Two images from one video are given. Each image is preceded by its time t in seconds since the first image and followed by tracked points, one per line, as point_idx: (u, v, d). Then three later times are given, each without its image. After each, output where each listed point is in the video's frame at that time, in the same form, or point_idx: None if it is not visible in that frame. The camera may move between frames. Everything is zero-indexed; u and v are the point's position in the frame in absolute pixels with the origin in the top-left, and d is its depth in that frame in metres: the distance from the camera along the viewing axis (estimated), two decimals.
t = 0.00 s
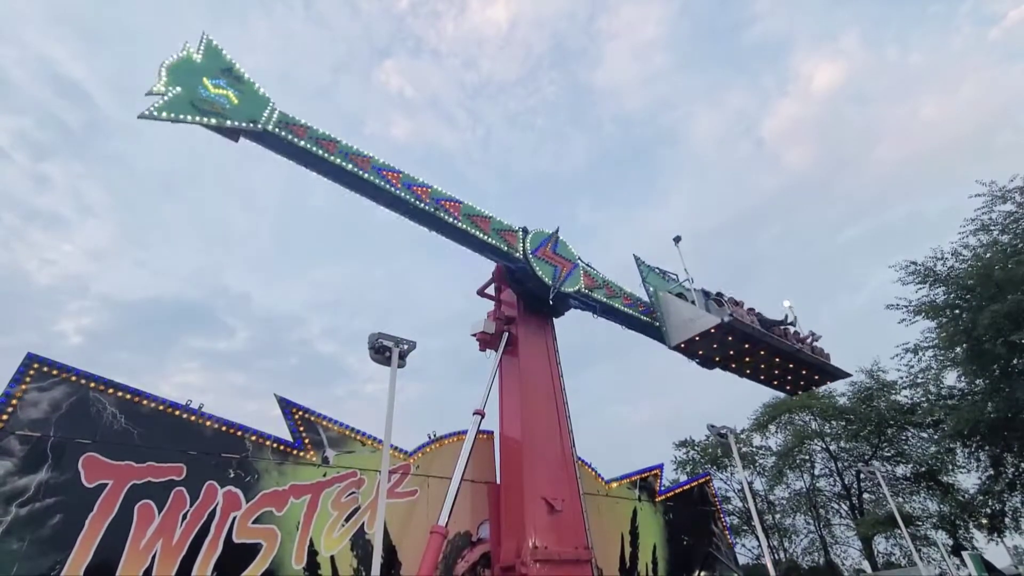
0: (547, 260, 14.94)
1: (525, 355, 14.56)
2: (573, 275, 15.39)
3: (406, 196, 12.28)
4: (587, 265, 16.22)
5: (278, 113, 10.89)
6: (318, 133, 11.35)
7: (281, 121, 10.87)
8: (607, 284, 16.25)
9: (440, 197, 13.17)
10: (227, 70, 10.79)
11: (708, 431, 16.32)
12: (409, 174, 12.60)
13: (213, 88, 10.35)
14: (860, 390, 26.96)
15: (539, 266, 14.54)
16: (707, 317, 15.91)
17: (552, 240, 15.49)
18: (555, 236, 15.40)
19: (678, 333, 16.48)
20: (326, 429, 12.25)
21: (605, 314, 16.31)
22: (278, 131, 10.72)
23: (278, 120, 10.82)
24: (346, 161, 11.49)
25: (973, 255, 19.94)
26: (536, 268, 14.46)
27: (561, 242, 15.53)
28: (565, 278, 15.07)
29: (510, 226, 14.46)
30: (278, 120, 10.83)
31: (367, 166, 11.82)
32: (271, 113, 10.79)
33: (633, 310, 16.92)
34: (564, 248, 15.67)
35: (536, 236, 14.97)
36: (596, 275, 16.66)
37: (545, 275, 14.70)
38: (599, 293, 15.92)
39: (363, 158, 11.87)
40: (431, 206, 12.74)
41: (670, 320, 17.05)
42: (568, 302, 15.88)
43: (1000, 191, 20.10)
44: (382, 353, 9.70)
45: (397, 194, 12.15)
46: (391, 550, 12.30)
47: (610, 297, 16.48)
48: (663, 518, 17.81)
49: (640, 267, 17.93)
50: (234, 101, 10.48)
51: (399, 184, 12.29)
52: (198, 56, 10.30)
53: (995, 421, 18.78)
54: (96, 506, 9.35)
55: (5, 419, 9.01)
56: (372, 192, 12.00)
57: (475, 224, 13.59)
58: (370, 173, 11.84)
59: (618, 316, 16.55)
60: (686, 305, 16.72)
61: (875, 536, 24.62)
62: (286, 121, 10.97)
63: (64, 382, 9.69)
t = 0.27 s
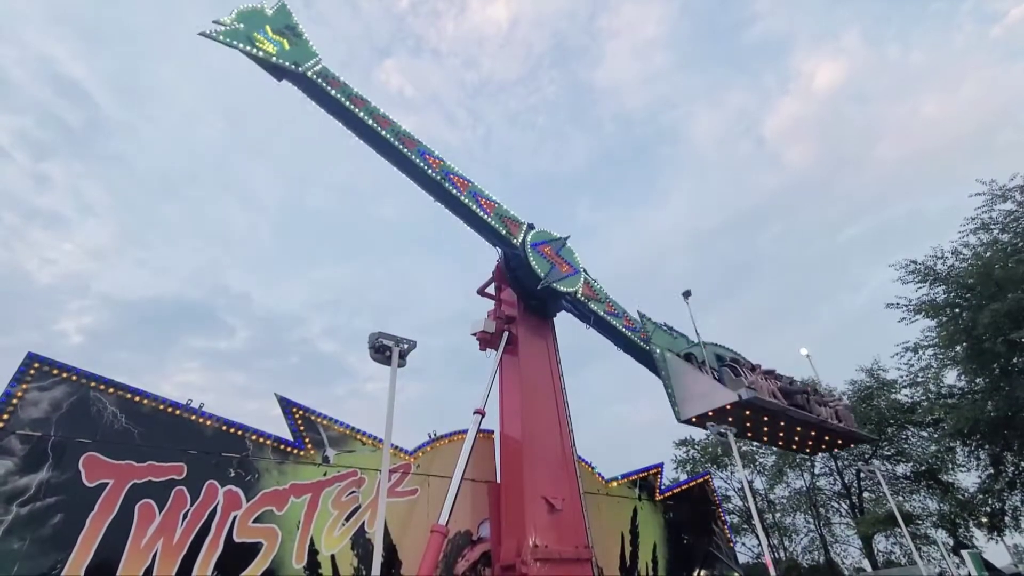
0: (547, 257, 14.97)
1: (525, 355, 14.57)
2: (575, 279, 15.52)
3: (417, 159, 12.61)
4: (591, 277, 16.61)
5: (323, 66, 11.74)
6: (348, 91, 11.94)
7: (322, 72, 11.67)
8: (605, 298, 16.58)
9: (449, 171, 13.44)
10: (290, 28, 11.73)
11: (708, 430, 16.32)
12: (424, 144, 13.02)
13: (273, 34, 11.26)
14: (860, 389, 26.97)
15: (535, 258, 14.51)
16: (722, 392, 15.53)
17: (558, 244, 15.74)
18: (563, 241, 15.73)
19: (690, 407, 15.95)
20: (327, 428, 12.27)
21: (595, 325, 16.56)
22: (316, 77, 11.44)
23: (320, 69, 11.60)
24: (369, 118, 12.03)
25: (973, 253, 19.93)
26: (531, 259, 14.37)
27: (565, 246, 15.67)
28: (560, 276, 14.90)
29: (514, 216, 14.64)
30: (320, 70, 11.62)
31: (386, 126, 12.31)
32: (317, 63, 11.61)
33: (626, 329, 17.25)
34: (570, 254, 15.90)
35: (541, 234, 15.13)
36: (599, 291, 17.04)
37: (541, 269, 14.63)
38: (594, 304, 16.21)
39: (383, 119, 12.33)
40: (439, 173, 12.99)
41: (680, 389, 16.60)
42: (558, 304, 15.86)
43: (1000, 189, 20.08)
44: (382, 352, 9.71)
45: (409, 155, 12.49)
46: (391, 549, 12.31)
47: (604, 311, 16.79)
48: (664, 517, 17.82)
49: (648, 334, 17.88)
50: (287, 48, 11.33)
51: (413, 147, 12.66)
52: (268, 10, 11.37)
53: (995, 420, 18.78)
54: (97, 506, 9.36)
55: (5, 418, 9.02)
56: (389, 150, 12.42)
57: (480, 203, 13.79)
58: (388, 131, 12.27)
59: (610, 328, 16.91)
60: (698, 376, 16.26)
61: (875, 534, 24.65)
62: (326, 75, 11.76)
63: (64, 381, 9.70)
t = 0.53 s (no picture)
0: (546, 253, 15.19)
1: (525, 354, 14.56)
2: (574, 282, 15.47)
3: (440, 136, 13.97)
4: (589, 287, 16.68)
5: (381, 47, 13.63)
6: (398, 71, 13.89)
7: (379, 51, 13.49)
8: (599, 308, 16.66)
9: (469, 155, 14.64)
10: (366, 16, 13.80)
11: (708, 428, 16.30)
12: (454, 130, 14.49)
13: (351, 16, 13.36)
14: (860, 388, 26.98)
15: (532, 250, 14.69)
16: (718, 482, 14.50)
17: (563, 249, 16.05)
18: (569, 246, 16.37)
19: (678, 496, 14.86)
20: (327, 427, 12.28)
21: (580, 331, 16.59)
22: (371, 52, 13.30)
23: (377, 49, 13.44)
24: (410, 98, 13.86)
25: (973, 252, 19.92)
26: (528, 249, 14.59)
27: (570, 254, 15.98)
28: (554, 272, 14.88)
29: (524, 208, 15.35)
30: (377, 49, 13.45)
31: (422, 103, 13.87)
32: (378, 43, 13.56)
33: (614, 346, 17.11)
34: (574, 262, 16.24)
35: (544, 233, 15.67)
36: (597, 306, 17.32)
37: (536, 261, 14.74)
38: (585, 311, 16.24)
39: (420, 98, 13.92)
40: (458, 154, 14.18)
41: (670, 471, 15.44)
42: (540, 299, 15.52)
43: (1001, 188, 20.06)
44: (382, 352, 9.71)
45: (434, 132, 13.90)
46: (391, 548, 12.33)
47: (595, 324, 16.97)
48: (664, 516, 17.85)
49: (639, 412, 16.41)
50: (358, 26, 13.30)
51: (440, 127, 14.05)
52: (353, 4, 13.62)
53: (995, 419, 18.77)
54: (98, 505, 9.37)
55: (6, 418, 9.03)
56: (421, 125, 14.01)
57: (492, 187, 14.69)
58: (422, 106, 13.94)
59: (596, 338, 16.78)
60: (695, 457, 15.13)
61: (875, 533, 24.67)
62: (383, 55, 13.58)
63: (65, 381, 9.71)
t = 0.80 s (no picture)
0: (546, 249, 15.44)
1: (525, 352, 14.59)
2: (570, 284, 15.56)
3: (480, 133, 15.42)
4: (585, 297, 16.51)
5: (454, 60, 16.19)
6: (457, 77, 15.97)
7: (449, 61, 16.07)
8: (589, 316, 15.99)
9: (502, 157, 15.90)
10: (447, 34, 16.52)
11: (708, 427, 16.33)
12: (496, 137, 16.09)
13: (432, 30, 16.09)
14: (860, 387, 27.00)
15: (530, 243, 15.06)
16: None
17: (567, 256, 16.32)
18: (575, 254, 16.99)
19: None
20: (328, 426, 12.29)
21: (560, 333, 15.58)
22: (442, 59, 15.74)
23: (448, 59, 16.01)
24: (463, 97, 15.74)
25: (973, 251, 19.92)
26: (527, 240, 15.00)
27: (573, 261, 16.20)
28: (549, 267, 14.99)
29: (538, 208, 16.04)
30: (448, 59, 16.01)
31: (472, 107, 15.73)
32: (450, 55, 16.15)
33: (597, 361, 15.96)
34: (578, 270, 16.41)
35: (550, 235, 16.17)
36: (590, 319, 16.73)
37: (533, 251, 15.06)
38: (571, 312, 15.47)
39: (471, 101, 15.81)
40: (492, 149, 15.43)
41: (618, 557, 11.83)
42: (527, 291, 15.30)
43: (1001, 187, 20.05)
44: (382, 351, 9.71)
45: (477, 128, 15.42)
46: (391, 546, 12.37)
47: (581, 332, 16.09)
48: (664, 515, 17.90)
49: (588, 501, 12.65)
50: (435, 37, 16.02)
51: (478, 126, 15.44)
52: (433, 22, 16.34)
53: (995, 417, 18.76)
54: (99, 504, 9.38)
55: (6, 418, 9.04)
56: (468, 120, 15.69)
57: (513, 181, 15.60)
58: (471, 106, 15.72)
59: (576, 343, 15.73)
60: (650, 542, 11.62)
61: (875, 532, 24.68)
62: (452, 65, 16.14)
63: (66, 380, 9.72)
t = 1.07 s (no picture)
0: (548, 246, 16.05)
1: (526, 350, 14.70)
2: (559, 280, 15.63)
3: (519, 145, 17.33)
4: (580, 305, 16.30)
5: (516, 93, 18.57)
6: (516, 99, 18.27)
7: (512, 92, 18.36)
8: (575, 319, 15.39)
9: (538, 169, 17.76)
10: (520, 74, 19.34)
11: (709, 425, 16.35)
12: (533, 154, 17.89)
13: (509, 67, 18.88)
14: (860, 384, 27.02)
15: (531, 234, 15.74)
16: None
17: (570, 261, 16.63)
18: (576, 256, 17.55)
19: None
20: (329, 424, 12.36)
21: (538, 317, 14.70)
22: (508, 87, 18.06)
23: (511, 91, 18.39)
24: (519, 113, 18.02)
25: (975, 248, 19.88)
26: (530, 230, 15.78)
27: (574, 267, 16.47)
28: (547, 263, 15.55)
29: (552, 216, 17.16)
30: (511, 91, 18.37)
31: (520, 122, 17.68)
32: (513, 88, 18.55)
33: (568, 359, 14.40)
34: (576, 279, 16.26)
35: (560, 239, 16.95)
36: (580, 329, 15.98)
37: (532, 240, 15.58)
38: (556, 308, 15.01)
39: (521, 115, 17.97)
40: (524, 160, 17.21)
41: None
42: (516, 276, 15.25)
43: (1003, 183, 20.00)
44: (383, 349, 9.72)
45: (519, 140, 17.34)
46: (392, 544, 12.40)
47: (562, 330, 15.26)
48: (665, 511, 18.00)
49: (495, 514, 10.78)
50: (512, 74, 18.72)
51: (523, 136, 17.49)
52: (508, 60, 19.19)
53: (996, 415, 18.75)
54: (100, 502, 9.40)
55: (9, 416, 9.08)
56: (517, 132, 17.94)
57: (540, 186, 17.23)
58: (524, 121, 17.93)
59: (550, 329, 14.55)
60: None
61: (875, 529, 24.69)
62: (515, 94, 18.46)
63: (68, 378, 9.75)
